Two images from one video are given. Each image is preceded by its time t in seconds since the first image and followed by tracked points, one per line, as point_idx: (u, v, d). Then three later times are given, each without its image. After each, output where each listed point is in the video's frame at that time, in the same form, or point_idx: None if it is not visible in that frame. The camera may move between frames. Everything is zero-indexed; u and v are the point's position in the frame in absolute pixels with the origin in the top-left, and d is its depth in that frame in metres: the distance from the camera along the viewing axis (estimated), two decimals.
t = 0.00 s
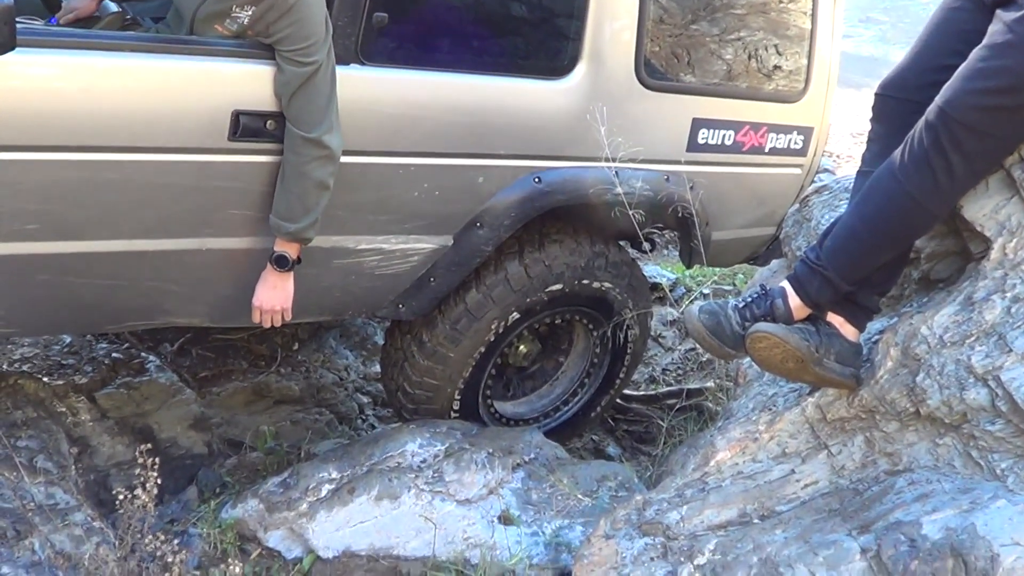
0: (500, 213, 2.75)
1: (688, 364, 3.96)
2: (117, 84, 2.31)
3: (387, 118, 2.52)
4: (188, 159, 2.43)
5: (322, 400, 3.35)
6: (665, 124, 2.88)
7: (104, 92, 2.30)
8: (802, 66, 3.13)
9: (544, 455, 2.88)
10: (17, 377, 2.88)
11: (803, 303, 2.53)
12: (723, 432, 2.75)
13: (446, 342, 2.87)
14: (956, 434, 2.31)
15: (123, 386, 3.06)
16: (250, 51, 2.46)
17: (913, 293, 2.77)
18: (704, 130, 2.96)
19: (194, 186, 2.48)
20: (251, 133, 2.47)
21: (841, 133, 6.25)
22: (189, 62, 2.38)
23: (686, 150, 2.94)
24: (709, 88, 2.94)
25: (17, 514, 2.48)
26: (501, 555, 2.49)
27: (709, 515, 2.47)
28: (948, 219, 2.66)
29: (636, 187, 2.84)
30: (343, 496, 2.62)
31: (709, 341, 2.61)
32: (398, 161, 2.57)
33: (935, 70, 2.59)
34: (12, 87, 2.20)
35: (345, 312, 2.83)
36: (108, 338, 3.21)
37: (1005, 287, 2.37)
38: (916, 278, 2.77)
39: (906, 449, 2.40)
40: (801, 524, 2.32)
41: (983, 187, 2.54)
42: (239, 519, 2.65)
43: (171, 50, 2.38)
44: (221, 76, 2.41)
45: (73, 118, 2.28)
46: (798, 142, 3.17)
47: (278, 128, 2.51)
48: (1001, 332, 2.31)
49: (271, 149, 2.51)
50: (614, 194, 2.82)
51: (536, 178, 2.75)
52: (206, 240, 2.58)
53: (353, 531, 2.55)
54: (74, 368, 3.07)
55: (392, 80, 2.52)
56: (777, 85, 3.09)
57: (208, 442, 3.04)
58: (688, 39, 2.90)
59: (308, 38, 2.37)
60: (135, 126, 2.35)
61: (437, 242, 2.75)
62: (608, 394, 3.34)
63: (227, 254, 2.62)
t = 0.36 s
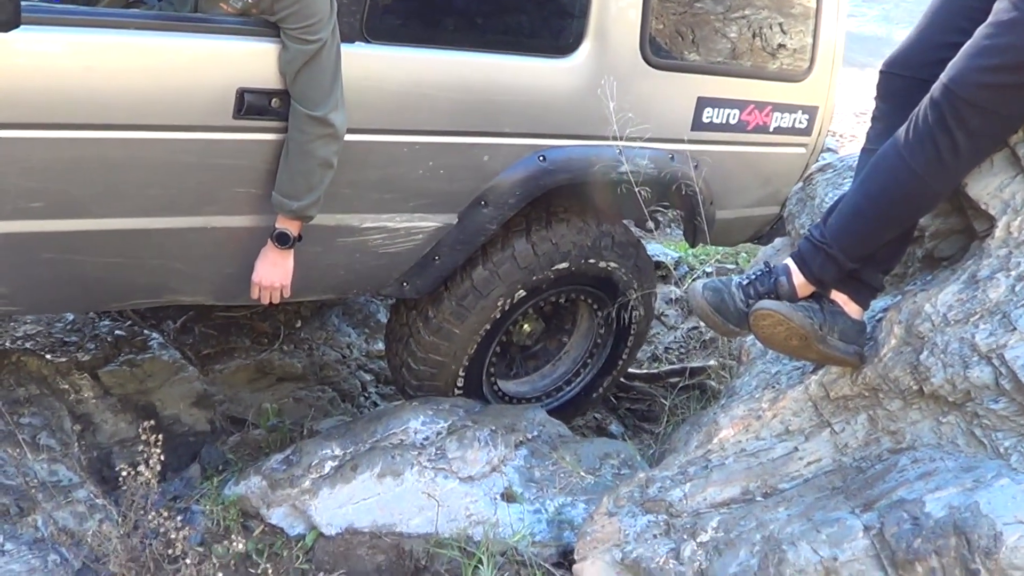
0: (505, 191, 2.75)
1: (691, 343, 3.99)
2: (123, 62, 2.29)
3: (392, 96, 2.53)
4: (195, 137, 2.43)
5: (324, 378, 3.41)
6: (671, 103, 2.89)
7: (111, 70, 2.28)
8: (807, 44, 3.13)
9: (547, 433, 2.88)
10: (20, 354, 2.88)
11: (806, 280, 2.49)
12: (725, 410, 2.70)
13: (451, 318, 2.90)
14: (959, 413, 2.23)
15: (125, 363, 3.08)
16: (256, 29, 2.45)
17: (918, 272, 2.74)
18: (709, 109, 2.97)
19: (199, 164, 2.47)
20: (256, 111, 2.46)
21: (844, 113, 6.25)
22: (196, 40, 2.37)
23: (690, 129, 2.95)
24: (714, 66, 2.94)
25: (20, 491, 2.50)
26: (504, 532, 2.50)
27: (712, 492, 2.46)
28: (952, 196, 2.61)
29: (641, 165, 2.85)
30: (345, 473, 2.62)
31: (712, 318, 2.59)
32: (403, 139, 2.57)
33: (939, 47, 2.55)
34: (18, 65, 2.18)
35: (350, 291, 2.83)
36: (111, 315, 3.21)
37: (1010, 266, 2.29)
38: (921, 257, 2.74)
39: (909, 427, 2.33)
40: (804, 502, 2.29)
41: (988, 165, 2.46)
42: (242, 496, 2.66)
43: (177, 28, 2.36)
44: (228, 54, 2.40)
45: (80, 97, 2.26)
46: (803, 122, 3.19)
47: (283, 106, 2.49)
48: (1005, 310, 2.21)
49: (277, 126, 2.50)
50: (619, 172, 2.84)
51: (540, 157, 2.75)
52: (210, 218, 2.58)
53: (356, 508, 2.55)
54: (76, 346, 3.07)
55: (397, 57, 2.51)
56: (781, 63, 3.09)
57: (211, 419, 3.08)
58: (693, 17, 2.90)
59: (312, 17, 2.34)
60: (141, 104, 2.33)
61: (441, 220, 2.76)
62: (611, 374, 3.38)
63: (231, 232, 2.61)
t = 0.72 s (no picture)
0: (511, 181, 2.76)
1: (693, 329, 4.06)
2: (128, 53, 2.27)
3: (400, 87, 2.52)
4: (203, 127, 2.41)
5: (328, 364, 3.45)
6: (675, 93, 2.90)
7: (116, 61, 2.26)
8: (813, 32, 3.12)
9: (550, 420, 2.89)
10: (23, 342, 2.88)
11: (811, 267, 2.46)
12: (729, 397, 2.70)
13: (460, 303, 2.93)
14: (963, 399, 2.20)
15: (129, 350, 3.08)
16: (262, 18, 2.42)
17: (921, 258, 2.74)
18: (714, 100, 2.98)
19: (205, 154, 2.46)
20: (263, 102, 2.45)
21: (845, 101, 6.27)
22: (202, 31, 2.34)
23: (695, 119, 2.96)
24: (717, 56, 2.94)
25: (23, 478, 2.51)
26: (507, 519, 2.51)
27: (715, 479, 2.45)
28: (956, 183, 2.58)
29: (647, 155, 2.88)
30: (349, 459, 2.62)
31: (717, 304, 2.58)
32: (410, 130, 2.58)
33: (944, 35, 2.53)
34: (24, 57, 2.16)
35: (357, 279, 2.86)
36: (114, 302, 3.21)
37: (1013, 253, 2.23)
38: (923, 243, 2.74)
39: (912, 414, 2.30)
40: (808, 489, 2.28)
41: (991, 151, 2.41)
42: (245, 483, 2.66)
43: (183, 18, 2.34)
44: (234, 45, 2.38)
45: (85, 88, 2.24)
46: (807, 113, 3.19)
47: (291, 96, 2.47)
48: (1009, 297, 2.16)
49: (285, 117, 2.49)
50: (624, 162, 2.86)
51: (546, 147, 2.77)
52: (216, 208, 2.57)
53: (360, 495, 2.55)
54: (80, 334, 3.07)
55: (403, 48, 2.51)
56: (785, 52, 3.08)
57: (214, 407, 3.09)
58: (697, 5, 2.90)
59: (319, 8, 2.32)
60: (147, 95, 2.31)
61: (448, 210, 2.77)
62: (614, 366, 3.42)
63: (237, 222, 2.61)
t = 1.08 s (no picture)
0: (518, 178, 2.76)
1: (699, 326, 4.06)
2: (136, 49, 2.25)
3: (409, 84, 2.53)
4: (212, 124, 2.40)
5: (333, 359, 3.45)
6: (684, 90, 2.90)
7: (125, 57, 2.25)
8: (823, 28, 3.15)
9: (555, 416, 2.90)
10: (28, 336, 2.87)
11: (817, 263, 2.45)
12: (734, 395, 2.68)
13: (469, 298, 2.94)
14: (969, 399, 2.19)
15: (134, 345, 3.09)
16: (268, 14, 2.41)
17: (927, 258, 2.72)
18: (723, 98, 2.98)
19: (213, 150, 2.45)
20: (270, 98, 2.44)
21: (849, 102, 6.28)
22: (209, 26, 2.33)
23: (703, 116, 2.97)
24: (727, 53, 2.95)
25: (28, 472, 2.51)
26: (512, 516, 2.51)
27: (721, 477, 2.45)
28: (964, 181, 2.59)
29: (655, 152, 2.88)
30: (354, 456, 2.62)
31: (722, 301, 2.56)
32: (418, 127, 2.59)
33: (952, 32, 2.52)
34: (32, 52, 2.15)
35: (364, 275, 2.87)
36: (120, 297, 3.21)
37: (1020, 251, 2.21)
38: (930, 242, 2.72)
39: (918, 413, 2.29)
40: (814, 487, 2.27)
41: (999, 150, 2.40)
42: (250, 479, 2.65)
43: (192, 14, 2.32)
44: (240, 39, 2.36)
45: (92, 85, 2.23)
46: (816, 111, 3.21)
47: (298, 92, 2.46)
48: (1016, 296, 2.15)
49: (293, 113, 2.48)
50: (631, 160, 2.85)
51: (554, 145, 2.77)
52: (224, 204, 2.57)
53: (365, 491, 2.55)
54: (86, 327, 3.08)
55: (411, 45, 2.51)
56: (795, 49, 3.10)
57: (219, 402, 3.09)
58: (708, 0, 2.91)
59: (329, 6, 2.31)
60: (154, 91, 2.30)
61: (455, 207, 2.78)
62: (617, 367, 3.42)
63: (244, 218, 2.61)
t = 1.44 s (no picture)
0: (539, 189, 2.84)
1: (708, 326, 4.09)
2: (159, 60, 2.29)
3: (426, 97, 2.61)
4: (235, 134, 2.43)
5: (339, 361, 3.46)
6: (698, 99, 2.99)
7: (150, 68, 2.28)
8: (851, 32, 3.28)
9: (563, 417, 2.89)
10: (36, 340, 2.87)
11: (823, 263, 2.45)
12: (741, 394, 2.67)
13: (502, 297, 3.00)
14: (976, 396, 2.19)
15: (143, 348, 3.09)
16: (290, 27, 2.45)
17: (934, 254, 2.73)
18: (743, 111, 3.09)
19: (236, 160, 2.47)
20: (291, 109, 2.47)
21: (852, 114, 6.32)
22: (229, 38, 2.37)
23: (725, 129, 3.07)
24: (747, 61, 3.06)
25: (36, 476, 2.52)
26: (520, 516, 2.50)
27: (728, 476, 2.45)
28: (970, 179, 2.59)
29: (673, 165, 2.98)
30: (362, 457, 2.62)
31: (729, 301, 2.55)
32: (438, 138, 2.66)
33: (957, 29, 2.52)
34: (58, 62, 2.18)
35: (383, 284, 2.92)
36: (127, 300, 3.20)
37: None
38: (937, 239, 2.73)
39: (925, 411, 2.29)
40: (821, 486, 2.27)
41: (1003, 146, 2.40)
42: (258, 481, 2.67)
43: (217, 26, 2.36)
44: (261, 51, 2.40)
45: (115, 95, 2.26)
46: (836, 124, 3.32)
47: (319, 104, 2.49)
48: None
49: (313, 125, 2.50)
50: (644, 173, 2.94)
51: (573, 157, 2.85)
52: (247, 213, 2.57)
53: (373, 492, 2.55)
54: (93, 330, 3.07)
55: (432, 58, 2.60)
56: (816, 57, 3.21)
57: (227, 404, 3.09)
58: (732, 6, 3.03)
59: (350, 19, 2.38)
60: (175, 101, 2.33)
61: (474, 218, 2.83)
62: (623, 392, 3.47)
63: (266, 226, 2.62)
